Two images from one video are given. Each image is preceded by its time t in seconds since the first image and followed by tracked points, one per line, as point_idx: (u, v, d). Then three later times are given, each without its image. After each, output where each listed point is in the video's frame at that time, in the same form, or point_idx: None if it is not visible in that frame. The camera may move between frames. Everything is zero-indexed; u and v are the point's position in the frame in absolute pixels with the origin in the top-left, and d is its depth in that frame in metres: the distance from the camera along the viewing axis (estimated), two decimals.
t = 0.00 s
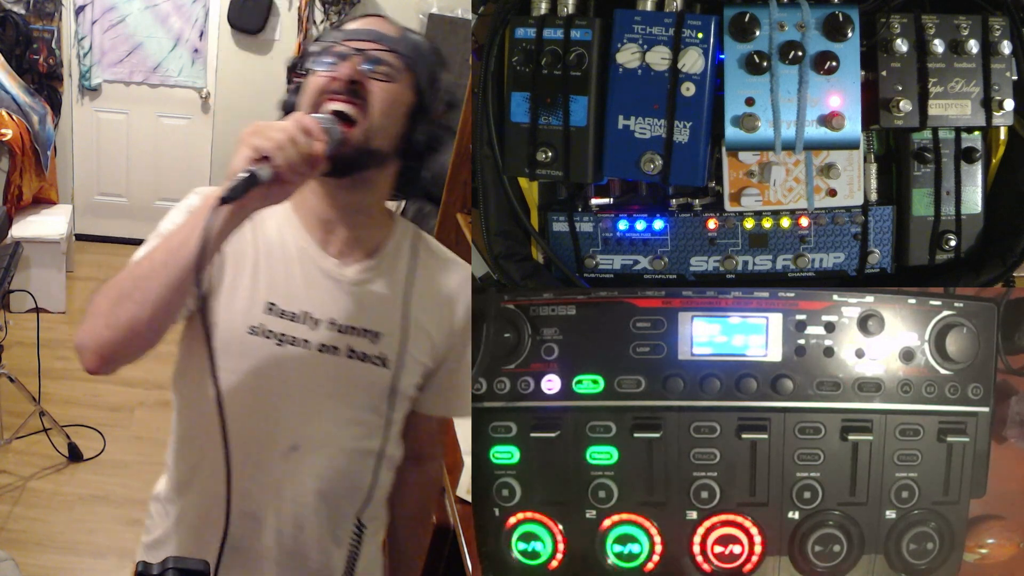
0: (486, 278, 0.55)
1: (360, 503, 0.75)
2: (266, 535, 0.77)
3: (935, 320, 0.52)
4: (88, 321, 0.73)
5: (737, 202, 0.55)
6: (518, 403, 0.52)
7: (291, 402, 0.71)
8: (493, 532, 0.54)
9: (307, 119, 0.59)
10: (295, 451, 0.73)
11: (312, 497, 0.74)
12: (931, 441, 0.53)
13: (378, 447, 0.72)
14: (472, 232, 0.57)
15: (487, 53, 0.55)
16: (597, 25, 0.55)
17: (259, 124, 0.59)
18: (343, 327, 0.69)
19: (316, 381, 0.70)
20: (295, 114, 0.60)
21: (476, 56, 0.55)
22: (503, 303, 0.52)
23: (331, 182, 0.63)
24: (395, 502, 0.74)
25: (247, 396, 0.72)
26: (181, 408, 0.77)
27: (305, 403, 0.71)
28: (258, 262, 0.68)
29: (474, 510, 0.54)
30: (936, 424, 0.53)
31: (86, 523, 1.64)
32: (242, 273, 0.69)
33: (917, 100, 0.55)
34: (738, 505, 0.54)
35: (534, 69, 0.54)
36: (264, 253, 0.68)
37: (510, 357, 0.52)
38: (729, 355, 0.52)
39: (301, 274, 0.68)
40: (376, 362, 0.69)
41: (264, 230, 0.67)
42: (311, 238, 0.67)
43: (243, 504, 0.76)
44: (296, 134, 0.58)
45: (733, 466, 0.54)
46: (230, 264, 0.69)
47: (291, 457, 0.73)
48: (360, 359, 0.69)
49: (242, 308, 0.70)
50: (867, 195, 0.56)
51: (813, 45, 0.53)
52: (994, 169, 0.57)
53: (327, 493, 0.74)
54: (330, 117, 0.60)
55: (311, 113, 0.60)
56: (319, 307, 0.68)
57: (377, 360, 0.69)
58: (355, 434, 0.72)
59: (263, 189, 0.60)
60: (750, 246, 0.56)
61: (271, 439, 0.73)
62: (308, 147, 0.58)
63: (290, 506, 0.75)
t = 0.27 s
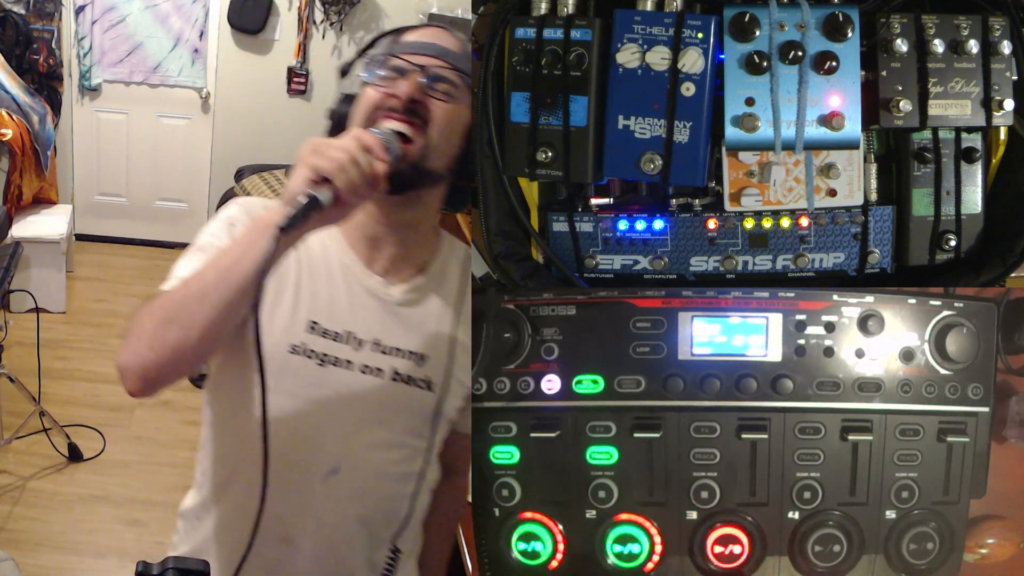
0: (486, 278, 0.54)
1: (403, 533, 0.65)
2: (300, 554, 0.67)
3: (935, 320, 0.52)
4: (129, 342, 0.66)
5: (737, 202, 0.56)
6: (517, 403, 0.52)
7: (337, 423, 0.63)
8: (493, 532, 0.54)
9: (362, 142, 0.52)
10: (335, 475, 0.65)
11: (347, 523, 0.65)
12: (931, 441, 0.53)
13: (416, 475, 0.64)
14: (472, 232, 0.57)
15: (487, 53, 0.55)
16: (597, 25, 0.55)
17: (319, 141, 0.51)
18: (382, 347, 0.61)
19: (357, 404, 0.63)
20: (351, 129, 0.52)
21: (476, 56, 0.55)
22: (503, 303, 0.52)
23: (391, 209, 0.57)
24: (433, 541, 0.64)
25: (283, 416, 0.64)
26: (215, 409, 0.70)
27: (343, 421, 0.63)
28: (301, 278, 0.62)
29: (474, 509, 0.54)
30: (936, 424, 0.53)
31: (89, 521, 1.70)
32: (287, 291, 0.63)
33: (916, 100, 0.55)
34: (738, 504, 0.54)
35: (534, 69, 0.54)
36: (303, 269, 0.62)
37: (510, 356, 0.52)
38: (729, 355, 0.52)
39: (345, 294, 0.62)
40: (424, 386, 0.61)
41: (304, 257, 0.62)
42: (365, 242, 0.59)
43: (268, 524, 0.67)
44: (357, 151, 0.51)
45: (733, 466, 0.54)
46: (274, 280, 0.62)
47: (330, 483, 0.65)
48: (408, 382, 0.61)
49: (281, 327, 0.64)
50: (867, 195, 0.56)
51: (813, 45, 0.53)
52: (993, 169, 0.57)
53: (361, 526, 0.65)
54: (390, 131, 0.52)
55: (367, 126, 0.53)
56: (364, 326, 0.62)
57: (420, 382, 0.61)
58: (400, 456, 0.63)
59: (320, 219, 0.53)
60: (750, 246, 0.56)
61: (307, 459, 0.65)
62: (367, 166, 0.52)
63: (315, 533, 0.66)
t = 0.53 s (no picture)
0: (486, 278, 0.54)
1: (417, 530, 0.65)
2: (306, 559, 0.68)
3: (935, 320, 0.52)
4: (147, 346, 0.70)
5: (736, 202, 0.55)
6: (517, 403, 0.52)
7: (348, 433, 0.65)
8: (493, 532, 0.54)
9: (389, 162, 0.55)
10: (347, 486, 0.66)
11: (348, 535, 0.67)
12: (931, 441, 0.53)
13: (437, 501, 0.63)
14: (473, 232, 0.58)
15: (487, 52, 0.55)
16: (597, 25, 0.55)
17: (337, 163, 0.56)
18: (412, 363, 0.62)
19: (366, 417, 0.64)
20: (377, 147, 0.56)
21: (476, 55, 0.55)
22: (503, 303, 0.52)
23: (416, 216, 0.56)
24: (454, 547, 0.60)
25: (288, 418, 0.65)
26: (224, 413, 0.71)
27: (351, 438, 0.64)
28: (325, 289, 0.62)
29: (474, 510, 0.54)
30: (936, 424, 0.53)
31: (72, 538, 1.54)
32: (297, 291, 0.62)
33: (916, 100, 0.55)
34: (738, 505, 0.55)
35: (534, 69, 0.54)
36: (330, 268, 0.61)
37: (510, 357, 0.52)
38: (729, 355, 0.52)
39: (377, 308, 0.62)
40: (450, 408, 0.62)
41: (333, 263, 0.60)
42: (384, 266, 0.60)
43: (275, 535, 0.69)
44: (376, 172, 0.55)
45: (733, 466, 0.54)
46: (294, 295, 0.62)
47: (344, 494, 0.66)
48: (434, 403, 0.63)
49: (307, 335, 0.63)
50: (867, 195, 0.56)
51: (813, 46, 0.53)
52: (993, 169, 0.57)
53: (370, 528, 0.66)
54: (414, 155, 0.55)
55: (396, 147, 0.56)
56: (391, 338, 0.63)
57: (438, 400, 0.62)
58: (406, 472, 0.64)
59: (332, 236, 0.58)
60: (750, 246, 0.57)
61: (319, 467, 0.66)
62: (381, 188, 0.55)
63: (322, 543, 0.67)
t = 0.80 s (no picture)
0: (486, 278, 0.54)
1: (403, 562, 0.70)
2: (296, 556, 0.74)
3: (935, 320, 0.52)
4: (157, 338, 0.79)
5: (736, 202, 0.56)
6: (518, 403, 0.52)
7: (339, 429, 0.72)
8: (493, 532, 0.54)
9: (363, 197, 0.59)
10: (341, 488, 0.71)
11: (337, 537, 0.71)
12: (931, 441, 0.53)
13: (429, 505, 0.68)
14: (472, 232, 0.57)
15: (487, 53, 0.55)
16: (597, 25, 0.55)
17: (309, 189, 0.61)
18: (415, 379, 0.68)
19: (363, 422, 0.70)
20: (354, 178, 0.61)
21: (476, 56, 0.55)
22: (503, 303, 0.52)
23: (417, 238, 0.60)
24: None
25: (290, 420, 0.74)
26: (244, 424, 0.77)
27: (344, 435, 0.71)
28: (346, 295, 0.70)
29: (474, 510, 0.54)
30: (936, 424, 0.53)
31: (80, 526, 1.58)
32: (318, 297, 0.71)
33: (916, 100, 0.55)
34: (738, 505, 0.55)
35: (534, 69, 0.54)
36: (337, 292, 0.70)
37: (510, 357, 0.52)
38: (729, 354, 0.52)
39: (391, 318, 0.67)
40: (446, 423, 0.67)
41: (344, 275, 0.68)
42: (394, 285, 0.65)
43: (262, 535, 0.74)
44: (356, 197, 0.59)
45: (733, 466, 0.54)
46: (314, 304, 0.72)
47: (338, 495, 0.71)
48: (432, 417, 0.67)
49: (316, 335, 0.72)
50: (867, 195, 0.56)
51: (813, 45, 0.53)
52: (994, 169, 0.57)
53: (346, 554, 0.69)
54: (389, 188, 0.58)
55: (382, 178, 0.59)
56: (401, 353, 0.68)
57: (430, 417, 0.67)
58: (395, 485, 0.70)
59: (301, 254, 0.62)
60: (750, 246, 0.56)
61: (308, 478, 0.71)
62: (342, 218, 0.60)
63: (316, 542, 0.72)
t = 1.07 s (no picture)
0: (486, 278, 0.54)
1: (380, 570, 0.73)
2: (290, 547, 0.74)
3: (935, 320, 0.52)
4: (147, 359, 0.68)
5: (736, 202, 0.56)
6: (518, 403, 0.52)
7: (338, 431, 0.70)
8: (494, 532, 0.54)
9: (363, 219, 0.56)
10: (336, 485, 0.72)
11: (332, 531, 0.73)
12: (931, 441, 0.53)
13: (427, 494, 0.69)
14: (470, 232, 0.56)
15: (487, 53, 0.54)
16: (597, 25, 0.55)
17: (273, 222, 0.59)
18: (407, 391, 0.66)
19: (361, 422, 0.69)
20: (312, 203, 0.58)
21: (476, 55, 0.55)
22: (503, 303, 0.53)
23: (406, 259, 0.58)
24: None
25: (287, 419, 0.71)
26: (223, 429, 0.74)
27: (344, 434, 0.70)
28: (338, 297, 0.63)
29: (474, 510, 0.54)
30: (936, 424, 0.53)
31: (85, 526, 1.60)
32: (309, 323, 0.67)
33: (916, 100, 0.55)
34: (738, 505, 0.55)
35: (534, 69, 0.54)
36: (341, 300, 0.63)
37: (510, 357, 0.52)
38: (729, 354, 0.52)
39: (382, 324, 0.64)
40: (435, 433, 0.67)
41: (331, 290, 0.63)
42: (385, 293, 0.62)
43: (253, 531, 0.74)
44: (303, 231, 0.58)
45: (733, 466, 0.54)
46: (303, 315, 0.66)
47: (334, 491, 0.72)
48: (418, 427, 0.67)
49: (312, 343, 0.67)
50: (867, 195, 0.56)
51: (813, 46, 0.53)
52: (994, 169, 0.57)
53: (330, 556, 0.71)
54: (342, 222, 0.57)
55: (332, 209, 0.58)
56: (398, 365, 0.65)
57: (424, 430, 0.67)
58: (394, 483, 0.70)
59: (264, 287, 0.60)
60: (750, 246, 0.56)
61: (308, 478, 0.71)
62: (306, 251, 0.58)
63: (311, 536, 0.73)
